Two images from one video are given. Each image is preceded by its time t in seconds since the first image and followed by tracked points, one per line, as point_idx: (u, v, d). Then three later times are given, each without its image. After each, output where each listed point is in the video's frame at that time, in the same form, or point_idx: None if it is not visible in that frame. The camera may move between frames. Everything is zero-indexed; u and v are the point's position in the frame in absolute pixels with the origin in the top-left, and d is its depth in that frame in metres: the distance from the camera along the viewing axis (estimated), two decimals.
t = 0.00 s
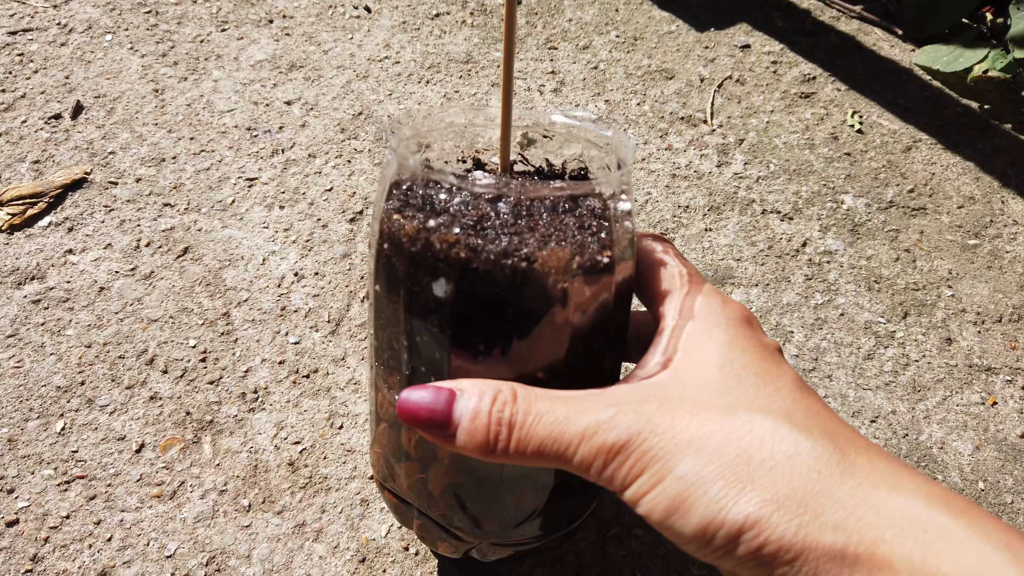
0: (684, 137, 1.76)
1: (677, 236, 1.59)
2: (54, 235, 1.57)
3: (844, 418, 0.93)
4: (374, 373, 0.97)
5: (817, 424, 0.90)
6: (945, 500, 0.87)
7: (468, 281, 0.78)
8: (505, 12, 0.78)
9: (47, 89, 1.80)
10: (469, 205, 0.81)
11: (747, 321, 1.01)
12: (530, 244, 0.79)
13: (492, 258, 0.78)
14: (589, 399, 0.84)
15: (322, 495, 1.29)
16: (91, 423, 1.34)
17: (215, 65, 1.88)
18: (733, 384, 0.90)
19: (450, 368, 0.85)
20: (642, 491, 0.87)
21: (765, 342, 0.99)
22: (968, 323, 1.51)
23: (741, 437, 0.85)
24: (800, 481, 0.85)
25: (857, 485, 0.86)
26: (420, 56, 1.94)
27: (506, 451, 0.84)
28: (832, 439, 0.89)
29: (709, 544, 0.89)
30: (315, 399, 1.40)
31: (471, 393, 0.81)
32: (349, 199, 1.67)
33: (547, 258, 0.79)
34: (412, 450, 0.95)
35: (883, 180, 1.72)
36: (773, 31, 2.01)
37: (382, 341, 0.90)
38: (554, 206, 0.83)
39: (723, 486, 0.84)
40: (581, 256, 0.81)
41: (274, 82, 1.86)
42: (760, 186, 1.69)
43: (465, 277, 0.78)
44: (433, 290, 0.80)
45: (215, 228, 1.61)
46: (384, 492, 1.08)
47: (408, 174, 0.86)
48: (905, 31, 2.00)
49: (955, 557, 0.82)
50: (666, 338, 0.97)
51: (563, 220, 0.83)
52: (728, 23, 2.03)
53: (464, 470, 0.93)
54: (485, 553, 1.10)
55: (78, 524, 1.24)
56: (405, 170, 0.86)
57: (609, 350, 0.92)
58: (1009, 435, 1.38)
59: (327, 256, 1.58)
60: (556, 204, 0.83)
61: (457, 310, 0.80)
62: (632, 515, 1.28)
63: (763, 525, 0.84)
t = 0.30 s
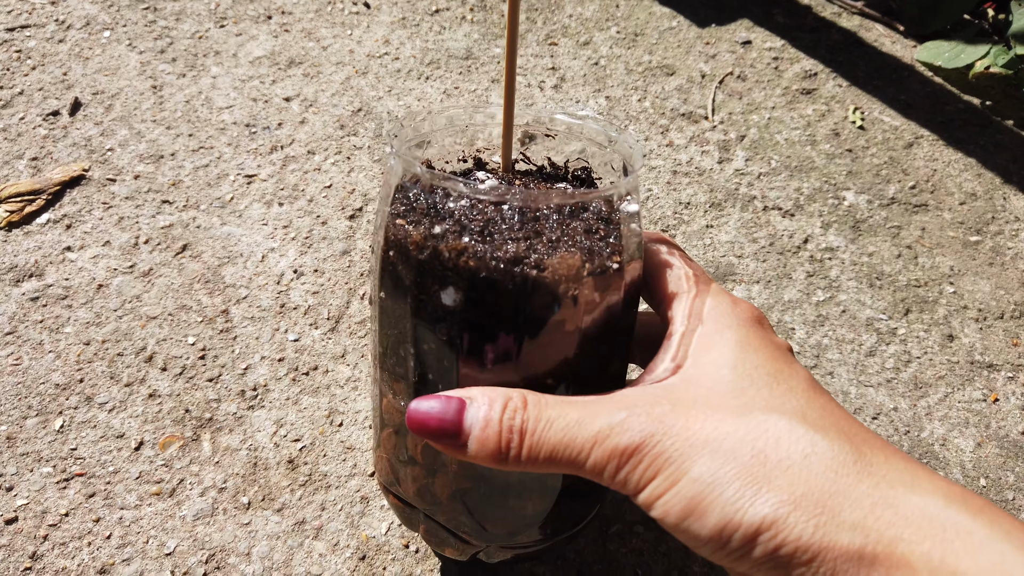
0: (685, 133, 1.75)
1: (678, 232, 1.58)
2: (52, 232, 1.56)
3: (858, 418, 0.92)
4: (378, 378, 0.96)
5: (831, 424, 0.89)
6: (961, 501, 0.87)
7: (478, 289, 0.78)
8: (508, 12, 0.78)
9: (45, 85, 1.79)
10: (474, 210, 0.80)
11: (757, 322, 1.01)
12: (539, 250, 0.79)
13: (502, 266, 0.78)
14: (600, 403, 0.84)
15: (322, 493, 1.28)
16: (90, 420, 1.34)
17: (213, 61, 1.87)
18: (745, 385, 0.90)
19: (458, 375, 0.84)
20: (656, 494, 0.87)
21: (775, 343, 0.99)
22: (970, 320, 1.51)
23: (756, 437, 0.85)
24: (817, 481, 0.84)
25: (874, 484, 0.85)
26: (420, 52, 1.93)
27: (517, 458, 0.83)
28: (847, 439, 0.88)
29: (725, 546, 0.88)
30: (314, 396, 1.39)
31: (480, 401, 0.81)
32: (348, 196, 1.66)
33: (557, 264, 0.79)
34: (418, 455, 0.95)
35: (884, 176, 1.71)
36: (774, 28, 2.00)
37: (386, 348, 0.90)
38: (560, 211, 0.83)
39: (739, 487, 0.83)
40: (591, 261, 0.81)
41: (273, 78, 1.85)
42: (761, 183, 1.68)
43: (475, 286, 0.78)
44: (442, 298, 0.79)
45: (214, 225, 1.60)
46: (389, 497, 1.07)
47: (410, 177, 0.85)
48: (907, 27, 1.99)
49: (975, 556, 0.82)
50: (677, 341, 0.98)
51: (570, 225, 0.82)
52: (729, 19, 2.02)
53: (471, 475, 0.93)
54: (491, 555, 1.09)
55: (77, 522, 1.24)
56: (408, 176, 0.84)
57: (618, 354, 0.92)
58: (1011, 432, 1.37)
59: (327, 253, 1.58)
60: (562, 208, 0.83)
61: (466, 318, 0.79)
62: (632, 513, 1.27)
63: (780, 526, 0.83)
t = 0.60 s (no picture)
0: (682, 134, 1.76)
1: (674, 233, 1.59)
2: (50, 233, 1.57)
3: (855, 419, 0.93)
4: (376, 379, 0.97)
5: (828, 424, 0.90)
6: (959, 503, 0.87)
7: (474, 293, 0.78)
8: (504, 15, 0.78)
9: (44, 87, 1.80)
10: (471, 213, 0.81)
11: (753, 323, 1.02)
12: (535, 253, 0.79)
13: (498, 269, 0.78)
14: (596, 404, 0.84)
15: (319, 493, 1.29)
16: (88, 421, 1.34)
17: (211, 62, 1.88)
18: (742, 386, 0.90)
19: (455, 378, 0.85)
20: (653, 495, 0.87)
21: (772, 343, 1.00)
22: (965, 320, 1.51)
23: (753, 437, 0.85)
24: (813, 482, 0.84)
25: (870, 485, 0.86)
26: (417, 53, 1.93)
27: (514, 460, 0.83)
28: (844, 440, 0.89)
29: (722, 548, 0.88)
30: (312, 397, 1.40)
31: (478, 403, 0.81)
32: (346, 197, 1.67)
33: (554, 266, 0.79)
34: (416, 455, 0.95)
35: (880, 177, 1.72)
36: (770, 28, 2.01)
37: (383, 350, 0.90)
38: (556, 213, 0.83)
39: (735, 488, 0.84)
40: (587, 263, 0.81)
41: (271, 80, 1.86)
42: (758, 183, 1.69)
43: (471, 289, 0.78)
44: (438, 300, 0.80)
45: (212, 226, 1.60)
46: (387, 499, 1.07)
47: (407, 179, 0.85)
48: (904, 27, 2.00)
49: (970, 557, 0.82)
50: (672, 342, 0.98)
51: (566, 226, 0.83)
52: (726, 20, 2.02)
53: (468, 477, 0.93)
54: (488, 556, 1.10)
55: (74, 522, 1.24)
56: (404, 178, 0.85)
57: (615, 355, 0.93)
58: (1006, 432, 1.37)
59: (324, 254, 1.58)
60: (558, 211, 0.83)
61: (462, 320, 0.79)
62: (628, 513, 1.28)
63: (777, 527, 0.83)
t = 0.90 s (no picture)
0: (678, 133, 1.76)
1: (671, 232, 1.58)
2: (46, 232, 1.57)
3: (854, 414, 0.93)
4: (372, 380, 0.96)
5: (827, 420, 0.90)
6: (958, 499, 0.87)
7: (472, 293, 0.78)
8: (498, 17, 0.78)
9: (40, 85, 1.80)
10: (467, 212, 0.81)
11: (751, 319, 1.02)
12: (532, 252, 0.79)
13: (495, 268, 0.78)
14: (594, 401, 0.84)
15: (315, 492, 1.29)
16: (84, 420, 1.34)
17: (208, 61, 1.87)
18: (741, 381, 0.90)
19: (452, 378, 0.84)
20: (653, 491, 0.87)
21: (770, 340, 1.00)
22: (962, 318, 1.51)
23: (752, 433, 0.85)
24: (813, 477, 0.84)
25: (870, 480, 0.85)
26: (414, 51, 1.93)
27: (512, 457, 0.83)
28: (843, 435, 0.89)
29: (722, 544, 0.88)
30: (308, 396, 1.39)
31: (476, 402, 0.81)
32: (342, 196, 1.66)
33: (551, 265, 0.79)
34: (413, 456, 0.95)
35: (877, 175, 1.72)
36: (767, 27, 2.00)
37: (380, 352, 0.90)
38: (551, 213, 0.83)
39: (736, 483, 0.83)
40: (584, 263, 0.81)
41: (267, 78, 1.85)
42: (754, 182, 1.69)
43: (468, 289, 0.78)
44: (435, 301, 0.79)
45: (208, 225, 1.60)
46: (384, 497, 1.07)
47: (403, 180, 0.85)
48: (901, 25, 1.99)
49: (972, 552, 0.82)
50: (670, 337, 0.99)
51: (562, 226, 0.82)
52: (722, 18, 2.02)
53: (466, 477, 0.93)
54: (487, 556, 1.10)
55: (70, 522, 1.24)
56: (401, 182, 0.85)
57: (612, 353, 0.93)
58: (1002, 430, 1.38)
59: (320, 253, 1.58)
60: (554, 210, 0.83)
61: (459, 321, 0.79)
62: (624, 512, 1.28)
63: (777, 522, 0.83)
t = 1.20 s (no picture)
0: (679, 137, 1.76)
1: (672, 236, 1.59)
2: (50, 238, 1.57)
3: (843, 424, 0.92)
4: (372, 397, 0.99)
5: (814, 432, 0.89)
6: (942, 517, 0.87)
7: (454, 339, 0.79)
8: (447, 30, 0.78)
9: (43, 91, 1.80)
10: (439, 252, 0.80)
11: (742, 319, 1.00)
12: (510, 290, 0.80)
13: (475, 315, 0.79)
14: (582, 420, 0.86)
15: (320, 497, 1.30)
16: (90, 426, 1.35)
17: (210, 66, 1.88)
18: (730, 390, 0.89)
19: (445, 410, 0.88)
20: (642, 508, 0.89)
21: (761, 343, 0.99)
22: (961, 322, 1.52)
23: (737, 451, 0.85)
24: (798, 497, 0.85)
25: (854, 500, 0.86)
26: (416, 56, 1.94)
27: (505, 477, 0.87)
28: (830, 451, 0.88)
29: (713, 560, 0.90)
30: (312, 401, 1.40)
31: (469, 427, 0.85)
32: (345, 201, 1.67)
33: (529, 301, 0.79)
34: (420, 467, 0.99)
35: (877, 179, 1.73)
36: (767, 31, 2.01)
37: (374, 381, 0.93)
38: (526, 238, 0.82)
39: (722, 504, 0.84)
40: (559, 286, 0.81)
41: (270, 83, 1.86)
42: (755, 186, 1.70)
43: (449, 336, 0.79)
44: (421, 349, 0.82)
45: (212, 230, 1.61)
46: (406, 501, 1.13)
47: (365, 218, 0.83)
48: (900, 29, 1.99)
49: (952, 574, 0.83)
50: (655, 339, 0.98)
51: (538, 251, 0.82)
52: (722, 22, 2.03)
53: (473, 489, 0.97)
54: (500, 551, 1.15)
55: (77, 527, 1.25)
56: (358, 224, 0.83)
57: (604, 366, 0.94)
58: (1002, 434, 1.39)
59: (323, 258, 1.59)
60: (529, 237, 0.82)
61: (447, 366, 0.82)
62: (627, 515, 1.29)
63: (763, 542, 0.85)
